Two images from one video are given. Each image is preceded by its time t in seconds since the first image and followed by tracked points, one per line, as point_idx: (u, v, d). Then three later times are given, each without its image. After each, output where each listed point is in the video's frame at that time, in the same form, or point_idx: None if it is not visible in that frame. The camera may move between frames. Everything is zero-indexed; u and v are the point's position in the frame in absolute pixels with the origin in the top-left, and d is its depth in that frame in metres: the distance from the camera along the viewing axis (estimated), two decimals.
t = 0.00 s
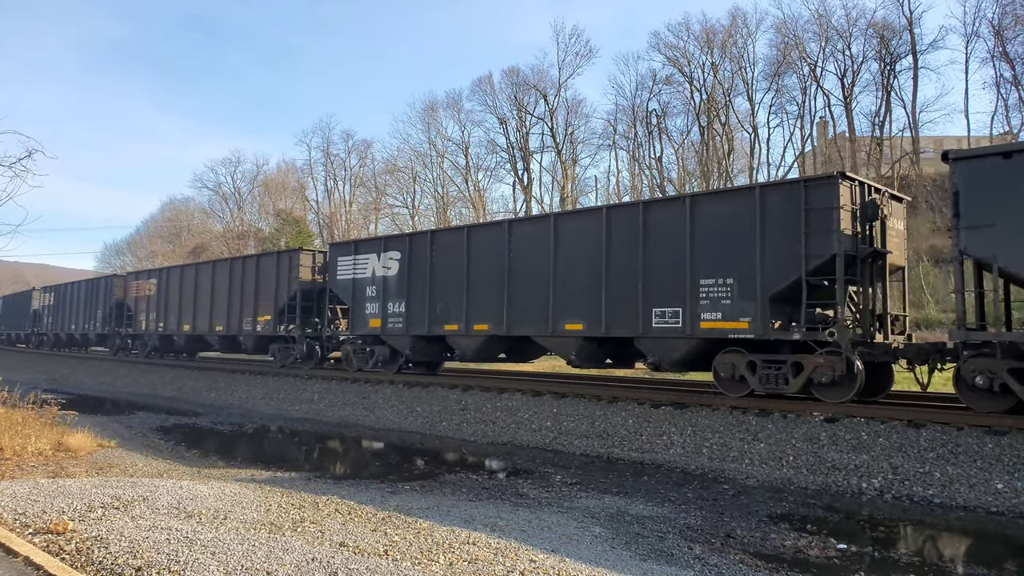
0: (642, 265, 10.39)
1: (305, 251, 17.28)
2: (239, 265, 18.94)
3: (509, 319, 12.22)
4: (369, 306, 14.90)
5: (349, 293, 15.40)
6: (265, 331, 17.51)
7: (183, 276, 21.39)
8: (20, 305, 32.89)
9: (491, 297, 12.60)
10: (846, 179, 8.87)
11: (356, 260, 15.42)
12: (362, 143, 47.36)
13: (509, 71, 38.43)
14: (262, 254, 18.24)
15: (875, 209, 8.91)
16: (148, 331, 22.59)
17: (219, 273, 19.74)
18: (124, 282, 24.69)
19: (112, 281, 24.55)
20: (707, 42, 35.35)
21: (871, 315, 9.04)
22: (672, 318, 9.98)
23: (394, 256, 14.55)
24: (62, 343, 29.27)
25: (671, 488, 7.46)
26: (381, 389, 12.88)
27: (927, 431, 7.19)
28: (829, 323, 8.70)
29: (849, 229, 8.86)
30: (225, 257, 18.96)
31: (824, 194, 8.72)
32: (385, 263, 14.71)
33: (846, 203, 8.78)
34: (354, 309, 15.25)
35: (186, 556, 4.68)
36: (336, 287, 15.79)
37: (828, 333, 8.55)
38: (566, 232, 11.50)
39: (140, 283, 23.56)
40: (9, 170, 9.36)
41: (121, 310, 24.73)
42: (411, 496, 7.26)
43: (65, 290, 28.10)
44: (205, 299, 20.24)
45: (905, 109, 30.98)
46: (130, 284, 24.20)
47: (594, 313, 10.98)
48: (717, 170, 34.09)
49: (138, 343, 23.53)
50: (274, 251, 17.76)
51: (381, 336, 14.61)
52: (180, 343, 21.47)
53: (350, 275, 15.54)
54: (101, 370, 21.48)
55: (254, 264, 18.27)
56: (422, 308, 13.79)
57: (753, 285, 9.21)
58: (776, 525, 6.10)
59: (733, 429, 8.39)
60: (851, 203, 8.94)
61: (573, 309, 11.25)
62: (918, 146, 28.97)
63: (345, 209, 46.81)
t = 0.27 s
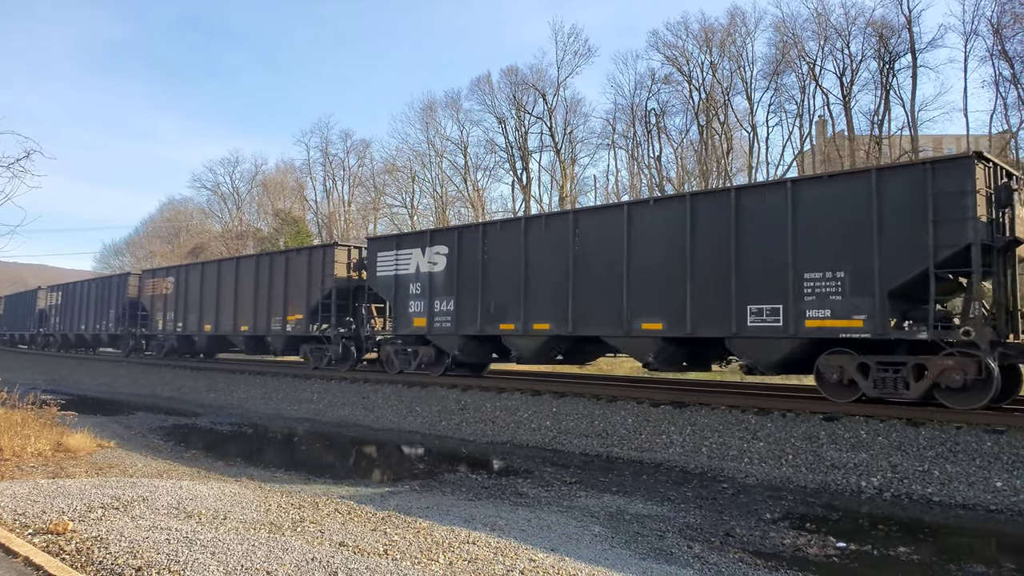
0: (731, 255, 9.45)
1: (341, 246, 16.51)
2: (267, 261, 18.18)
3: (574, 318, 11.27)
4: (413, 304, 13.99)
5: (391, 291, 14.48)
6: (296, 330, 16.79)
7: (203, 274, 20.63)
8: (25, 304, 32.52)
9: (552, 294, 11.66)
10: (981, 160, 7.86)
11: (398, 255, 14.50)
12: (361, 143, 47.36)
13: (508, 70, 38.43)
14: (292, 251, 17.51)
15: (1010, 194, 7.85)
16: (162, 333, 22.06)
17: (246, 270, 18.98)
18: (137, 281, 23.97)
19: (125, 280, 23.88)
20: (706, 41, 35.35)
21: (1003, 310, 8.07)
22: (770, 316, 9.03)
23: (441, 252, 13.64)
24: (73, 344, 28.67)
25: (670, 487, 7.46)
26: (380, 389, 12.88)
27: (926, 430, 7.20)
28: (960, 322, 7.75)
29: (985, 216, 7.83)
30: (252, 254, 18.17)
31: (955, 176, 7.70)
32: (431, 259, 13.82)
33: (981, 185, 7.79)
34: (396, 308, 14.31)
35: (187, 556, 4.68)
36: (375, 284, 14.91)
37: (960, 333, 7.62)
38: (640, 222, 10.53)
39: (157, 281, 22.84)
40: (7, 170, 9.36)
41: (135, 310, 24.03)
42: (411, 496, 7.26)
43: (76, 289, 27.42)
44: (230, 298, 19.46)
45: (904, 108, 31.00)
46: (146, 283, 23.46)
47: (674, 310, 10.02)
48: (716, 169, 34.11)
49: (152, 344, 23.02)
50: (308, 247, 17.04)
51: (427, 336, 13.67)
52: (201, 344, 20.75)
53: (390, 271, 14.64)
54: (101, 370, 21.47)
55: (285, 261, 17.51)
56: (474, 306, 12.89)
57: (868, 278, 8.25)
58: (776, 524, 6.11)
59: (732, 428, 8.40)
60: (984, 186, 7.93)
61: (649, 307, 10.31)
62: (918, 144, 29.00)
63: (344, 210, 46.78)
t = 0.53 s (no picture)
0: (832, 245, 8.33)
1: (379, 241, 15.33)
2: (299, 256, 16.95)
3: (652, 315, 9.99)
4: (462, 302, 12.76)
5: (437, 287, 13.25)
6: (331, 330, 15.61)
7: (227, 270, 19.46)
8: (32, 303, 31.82)
9: (622, 289, 10.42)
10: None
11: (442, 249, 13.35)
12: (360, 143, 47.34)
13: (506, 70, 38.43)
14: (326, 244, 16.25)
15: None
16: (178, 333, 21.20)
17: (275, 266, 17.75)
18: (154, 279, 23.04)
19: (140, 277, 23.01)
20: (704, 39, 35.33)
21: None
22: (890, 313, 7.83)
23: (495, 244, 12.37)
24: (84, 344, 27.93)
25: (670, 485, 7.47)
26: (379, 388, 12.88)
27: (925, 427, 7.20)
28: None
29: None
30: (280, 250, 17.00)
31: None
32: (483, 253, 12.54)
33: None
34: (445, 305, 13.09)
35: (187, 555, 4.68)
36: (418, 280, 13.79)
37: None
38: (732, 208, 9.29)
39: (175, 278, 21.71)
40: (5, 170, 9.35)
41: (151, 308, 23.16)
42: (410, 495, 7.25)
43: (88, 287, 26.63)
44: (256, 296, 18.24)
45: (902, 106, 31.01)
46: (164, 281, 22.32)
47: (771, 305, 8.84)
48: (714, 168, 34.11)
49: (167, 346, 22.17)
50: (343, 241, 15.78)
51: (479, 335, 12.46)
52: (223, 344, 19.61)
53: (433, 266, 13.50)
54: (100, 371, 21.45)
55: (319, 256, 16.26)
56: (530, 303, 11.67)
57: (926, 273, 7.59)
58: (775, 522, 6.12)
59: (731, 426, 8.41)
60: None
61: (743, 301, 9.07)
62: (917, 142, 28.99)
63: (342, 209, 46.72)
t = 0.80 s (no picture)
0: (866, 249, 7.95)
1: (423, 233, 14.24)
2: (333, 251, 15.94)
3: (749, 314, 8.83)
4: (519, 298, 11.75)
5: (491, 281, 12.26)
6: (370, 329, 14.63)
7: (253, 266, 18.47)
8: (40, 301, 31.05)
9: (705, 283, 9.37)
10: None
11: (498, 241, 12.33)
12: (358, 142, 47.28)
13: (505, 68, 38.37)
14: (363, 239, 15.22)
15: None
16: (197, 331, 20.36)
17: (307, 261, 16.74)
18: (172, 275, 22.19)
19: (157, 274, 22.17)
20: (703, 37, 35.28)
21: None
22: None
23: (555, 235, 11.36)
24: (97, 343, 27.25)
25: (669, 483, 7.47)
26: (379, 387, 12.85)
27: (925, 425, 7.19)
28: None
29: None
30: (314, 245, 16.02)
31: None
32: (542, 245, 11.52)
33: None
34: (501, 300, 12.07)
35: (186, 554, 4.67)
36: (470, 275, 12.77)
37: None
38: (842, 193, 8.18)
39: (197, 274, 20.78)
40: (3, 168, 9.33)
41: (170, 306, 22.35)
42: (410, 494, 7.24)
43: (101, 284, 25.88)
44: (287, 293, 17.22)
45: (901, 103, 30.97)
46: (185, 277, 21.32)
47: (875, 301, 7.86)
48: (713, 166, 34.08)
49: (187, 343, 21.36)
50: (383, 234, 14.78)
51: (540, 333, 11.43)
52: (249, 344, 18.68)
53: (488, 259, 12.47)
54: (99, 370, 21.42)
55: (356, 250, 15.24)
56: (596, 299, 10.66)
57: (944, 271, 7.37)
58: (774, 520, 6.11)
59: (730, 424, 8.39)
60: None
61: (854, 293, 8.00)
62: (916, 140, 28.96)
63: (341, 208, 46.64)
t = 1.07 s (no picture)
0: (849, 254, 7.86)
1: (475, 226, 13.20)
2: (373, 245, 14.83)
3: (868, 312, 7.66)
4: (587, 295, 10.51)
5: (555, 277, 11.00)
6: (415, 328, 13.56)
7: (280, 262, 17.28)
8: (48, 298, 30.12)
9: (808, 279, 8.17)
10: None
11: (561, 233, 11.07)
12: (359, 141, 47.28)
13: (505, 68, 38.37)
14: (408, 233, 14.19)
15: None
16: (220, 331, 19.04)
17: (342, 256, 15.60)
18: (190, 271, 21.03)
19: (175, 270, 20.92)
20: (703, 37, 35.26)
21: None
22: None
23: (631, 226, 10.04)
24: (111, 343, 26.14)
25: (670, 484, 7.47)
26: (379, 387, 12.85)
27: (926, 426, 7.18)
28: None
29: None
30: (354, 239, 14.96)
31: None
32: (615, 237, 10.24)
33: None
34: (568, 298, 10.84)
35: (186, 553, 4.66)
36: (526, 270, 11.50)
37: None
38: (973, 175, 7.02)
39: (219, 271, 19.56)
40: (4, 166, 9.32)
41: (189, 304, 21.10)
42: (410, 493, 7.23)
43: (115, 282, 24.71)
44: (319, 290, 16.03)
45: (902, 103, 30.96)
46: (205, 275, 20.06)
47: None
48: (714, 166, 34.08)
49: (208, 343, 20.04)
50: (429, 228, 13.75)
51: (613, 335, 10.21)
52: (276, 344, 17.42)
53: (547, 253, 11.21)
54: (99, 369, 21.41)
55: (400, 245, 14.18)
56: (680, 297, 9.40)
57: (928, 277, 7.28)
58: (775, 521, 6.10)
59: (731, 425, 8.38)
60: None
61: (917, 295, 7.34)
62: (917, 140, 28.95)
63: (341, 208, 46.64)
